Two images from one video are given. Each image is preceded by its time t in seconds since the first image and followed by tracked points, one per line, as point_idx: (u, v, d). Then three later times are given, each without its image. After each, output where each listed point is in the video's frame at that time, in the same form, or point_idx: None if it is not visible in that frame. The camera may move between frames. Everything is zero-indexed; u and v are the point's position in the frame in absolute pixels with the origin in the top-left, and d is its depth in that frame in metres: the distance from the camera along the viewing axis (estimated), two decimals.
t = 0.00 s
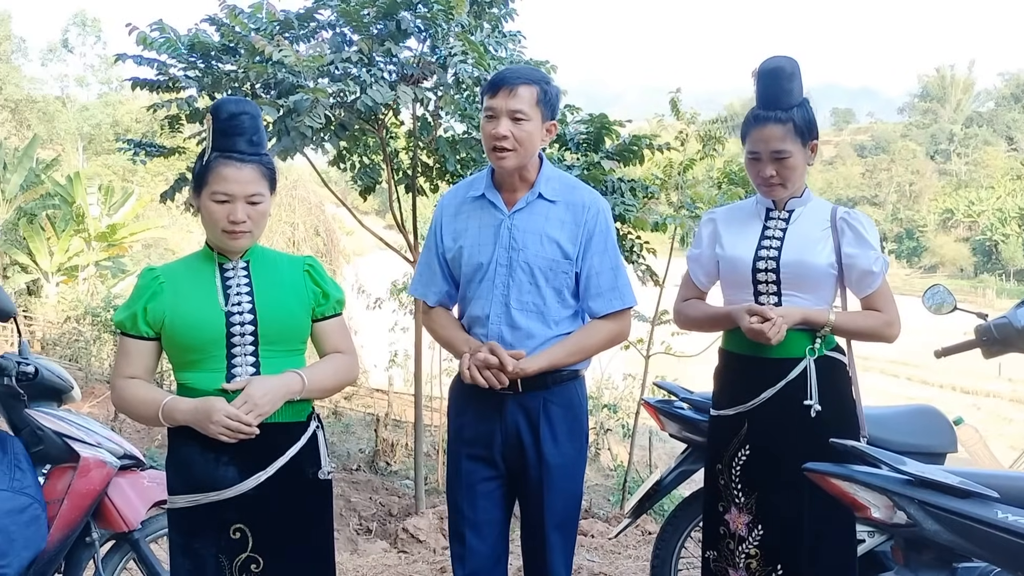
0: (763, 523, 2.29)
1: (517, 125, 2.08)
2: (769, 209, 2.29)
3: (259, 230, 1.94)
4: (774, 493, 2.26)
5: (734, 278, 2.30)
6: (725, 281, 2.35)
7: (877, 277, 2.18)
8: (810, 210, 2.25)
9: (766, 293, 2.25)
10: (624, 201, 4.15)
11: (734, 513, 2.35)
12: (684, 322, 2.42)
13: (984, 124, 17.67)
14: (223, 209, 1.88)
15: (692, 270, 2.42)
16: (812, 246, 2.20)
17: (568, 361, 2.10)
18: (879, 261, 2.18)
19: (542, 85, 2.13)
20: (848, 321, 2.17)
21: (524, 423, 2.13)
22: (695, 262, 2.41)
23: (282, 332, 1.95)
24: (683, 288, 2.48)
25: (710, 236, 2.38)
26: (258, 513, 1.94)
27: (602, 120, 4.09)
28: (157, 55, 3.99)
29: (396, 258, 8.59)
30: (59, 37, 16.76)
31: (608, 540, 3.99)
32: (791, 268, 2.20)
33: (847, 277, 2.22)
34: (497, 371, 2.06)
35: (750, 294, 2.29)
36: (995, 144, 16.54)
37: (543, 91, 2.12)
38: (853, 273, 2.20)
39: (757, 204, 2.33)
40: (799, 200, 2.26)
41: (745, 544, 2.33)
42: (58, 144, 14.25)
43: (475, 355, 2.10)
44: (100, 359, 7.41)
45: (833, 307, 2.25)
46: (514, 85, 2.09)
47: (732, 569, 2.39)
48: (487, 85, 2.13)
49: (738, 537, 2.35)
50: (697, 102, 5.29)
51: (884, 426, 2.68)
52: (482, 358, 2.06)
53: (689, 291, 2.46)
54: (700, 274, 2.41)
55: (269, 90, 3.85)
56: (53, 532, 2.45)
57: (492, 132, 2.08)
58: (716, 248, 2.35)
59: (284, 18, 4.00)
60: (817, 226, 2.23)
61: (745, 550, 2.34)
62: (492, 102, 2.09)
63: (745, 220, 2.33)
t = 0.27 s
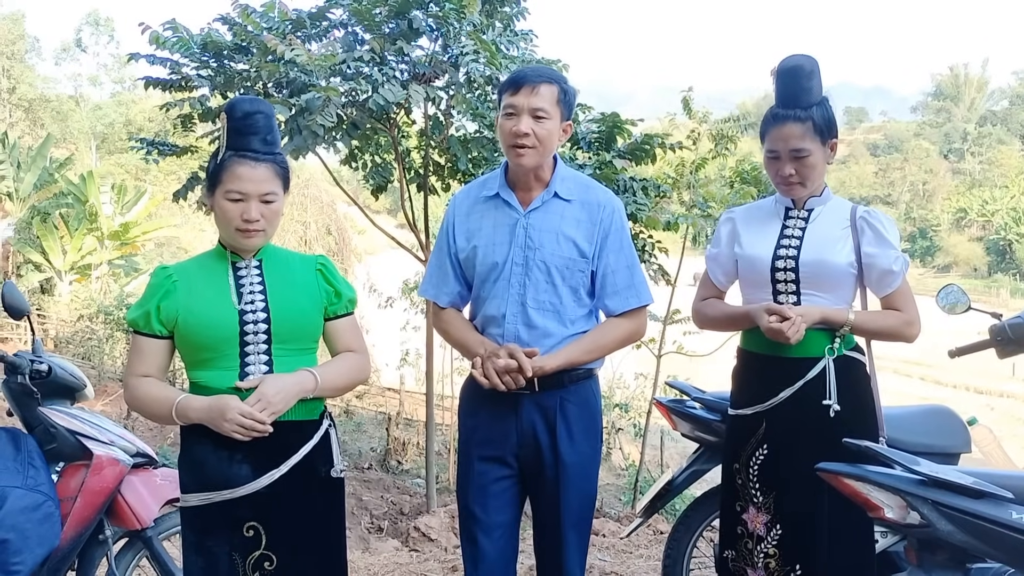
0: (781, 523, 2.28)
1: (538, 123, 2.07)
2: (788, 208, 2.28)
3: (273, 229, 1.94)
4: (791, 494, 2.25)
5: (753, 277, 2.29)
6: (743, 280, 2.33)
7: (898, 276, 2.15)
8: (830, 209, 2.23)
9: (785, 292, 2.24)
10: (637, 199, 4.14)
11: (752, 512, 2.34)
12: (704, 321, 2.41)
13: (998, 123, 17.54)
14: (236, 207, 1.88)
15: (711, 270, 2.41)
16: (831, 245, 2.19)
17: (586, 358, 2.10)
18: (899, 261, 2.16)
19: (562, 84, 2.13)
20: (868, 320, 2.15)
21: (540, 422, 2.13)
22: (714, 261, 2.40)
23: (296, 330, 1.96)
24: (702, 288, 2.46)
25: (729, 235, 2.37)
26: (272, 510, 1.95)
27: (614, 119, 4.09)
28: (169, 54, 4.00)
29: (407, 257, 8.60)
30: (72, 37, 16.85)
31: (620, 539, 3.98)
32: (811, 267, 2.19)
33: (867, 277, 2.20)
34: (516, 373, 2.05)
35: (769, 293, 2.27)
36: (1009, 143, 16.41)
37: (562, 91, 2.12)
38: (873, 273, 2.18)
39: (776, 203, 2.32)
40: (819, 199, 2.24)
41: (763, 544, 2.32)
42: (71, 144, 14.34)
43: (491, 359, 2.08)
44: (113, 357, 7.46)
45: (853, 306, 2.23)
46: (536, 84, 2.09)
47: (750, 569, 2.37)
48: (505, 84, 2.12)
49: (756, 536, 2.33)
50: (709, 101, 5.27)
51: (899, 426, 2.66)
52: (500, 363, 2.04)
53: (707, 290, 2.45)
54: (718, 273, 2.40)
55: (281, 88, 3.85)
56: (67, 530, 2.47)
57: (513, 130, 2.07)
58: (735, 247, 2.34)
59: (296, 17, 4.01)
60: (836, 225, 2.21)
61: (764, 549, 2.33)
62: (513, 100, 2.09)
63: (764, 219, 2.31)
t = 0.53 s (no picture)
0: (784, 521, 2.28)
1: (561, 123, 2.08)
2: (792, 207, 2.28)
3: (273, 227, 1.95)
4: (796, 492, 2.25)
5: (756, 276, 2.29)
6: (746, 279, 2.33)
7: (901, 276, 2.15)
8: (833, 208, 2.23)
9: (788, 291, 2.24)
10: (637, 198, 4.13)
11: (755, 511, 2.33)
12: (706, 319, 2.41)
13: (1000, 121, 17.51)
14: (237, 206, 1.88)
15: (715, 268, 2.41)
16: (834, 244, 2.19)
17: (599, 355, 2.12)
18: (903, 260, 2.15)
19: (571, 83, 2.13)
20: (871, 319, 2.14)
21: (549, 421, 2.13)
22: (717, 260, 2.40)
23: (298, 328, 1.96)
24: (705, 286, 2.46)
25: (733, 233, 2.37)
26: (275, 508, 1.95)
27: (615, 117, 4.08)
28: (171, 52, 4.00)
29: (408, 256, 8.60)
30: (73, 35, 16.85)
31: (621, 538, 3.98)
32: (814, 266, 2.19)
33: (870, 276, 2.20)
34: (535, 366, 2.04)
35: (772, 292, 2.27)
36: (1011, 142, 16.39)
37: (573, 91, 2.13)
38: (876, 272, 2.17)
39: (780, 202, 2.32)
40: (822, 198, 2.24)
41: (766, 542, 2.32)
42: (72, 142, 14.34)
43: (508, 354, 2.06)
44: (114, 355, 7.46)
45: (855, 305, 2.23)
46: (555, 83, 2.08)
47: (753, 567, 2.37)
48: (516, 82, 2.10)
49: (759, 534, 2.33)
50: (710, 100, 5.27)
51: (901, 425, 2.67)
52: (521, 353, 2.03)
53: (711, 289, 2.45)
54: (722, 272, 2.40)
55: (282, 87, 3.85)
56: (68, 528, 2.47)
57: (542, 129, 2.06)
58: (738, 246, 2.34)
59: (297, 16, 4.00)
60: (840, 224, 2.22)
61: (767, 547, 2.33)
62: (539, 98, 2.07)
63: (768, 217, 2.31)
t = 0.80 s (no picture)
0: (784, 521, 2.28)
1: (570, 125, 2.09)
2: (790, 208, 2.28)
3: (272, 228, 1.95)
4: (799, 493, 2.25)
5: (755, 277, 2.29)
6: (745, 280, 2.33)
7: (899, 276, 2.15)
8: (832, 208, 2.24)
9: (787, 291, 2.24)
10: (637, 199, 4.12)
11: (754, 511, 2.34)
12: (705, 320, 2.41)
13: (1000, 122, 17.51)
14: (236, 206, 1.89)
15: (713, 269, 2.41)
16: (833, 245, 2.19)
17: (605, 353, 2.14)
18: (901, 260, 2.16)
19: (575, 86, 2.14)
20: (869, 320, 2.15)
21: (558, 422, 2.13)
22: (716, 261, 2.40)
23: (297, 328, 1.96)
24: (704, 287, 2.46)
25: (732, 234, 2.37)
26: (276, 507, 1.96)
27: (616, 118, 4.09)
28: (171, 53, 4.01)
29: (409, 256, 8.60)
30: (73, 36, 16.85)
31: (621, 538, 3.99)
32: (812, 266, 2.20)
33: (869, 277, 2.20)
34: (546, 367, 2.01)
35: (771, 292, 2.28)
36: (1011, 143, 16.39)
37: (576, 93, 2.15)
38: (875, 272, 2.17)
39: (779, 202, 2.32)
40: (820, 199, 2.25)
41: (766, 542, 2.32)
42: (73, 143, 14.34)
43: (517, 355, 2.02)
44: (114, 356, 7.47)
45: (854, 305, 2.23)
46: (563, 85, 2.09)
47: (753, 567, 2.37)
48: (523, 83, 2.09)
49: (758, 535, 2.33)
50: (710, 100, 5.28)
51: (901, 426, 2.67)
52: (533, 354, 2.00)
53: (710, 290, 2.45)
54: (721, 272, 2.40)
55: (283, 88, 3.85)
56: (68, 528, 2.47)
57: (554, 130, 2.06)
58: (737, 246, 2.34)
59: (298, 16, 4.01)
60: (838, 225, 2.22)
61: (766, 547, 2.33)
62: (550, 100, 2.07)
63: (767, 218, 2.31)
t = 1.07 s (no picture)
0: (775, 520, 2.28)
1: (563, 119, 2.10)
2: (779, 206, 2.27)
3: (264, 225, 1.94)
4: (796, 491, 2.24)
5: (745, 275, 2.29)
6: (735, 278, 2.33)
7: (888, 274, 2.16)
8: (821, 207, 2.24)
9: (777, 290, 2.24)
10: (633, 197, 4.11)
11: (745, 509, 2.33)
12: (696, 318, 2.39)
13: (994, 122, 17.56)
14: (226, 203, 1.87)
15: (704, 267, 2.40)
16: (823, 242, 2.19)
17: (601, 349, 2.15)
18: (890, 258, 2.16)
19: (567, 83, 2.15)
20: (859, 317, 2.15)
21: (559, 421, 2.12)
22: (706, 259, 2.39)
23: (289, 325, 1.95)
24: (694, 285, 2.45)
25: (721, 232, 2.36)
26: (265, 506, 1.94)
27: (611, 117, 4.08)
28: (165, 50, 3.99)
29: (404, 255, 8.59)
30: (67, 34, 16.77)
31: (616, 536, 3.98)
32: (803, 264, 2.19)
33: (858, 274, 2.20)
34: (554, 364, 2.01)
35: (761, 290, 2.27)
36: (1004, 142, 16.43)
37: (567, 90, 2.15)
38: (864, 270, 2.18)
39: (768, 200, 2.31)
40: (810, 196, 2.25)
41: (757, 540, 2.32)
42: (66, 140, 14.28)
43: (523, 355, 2.00)
44: (108, 354, 7.44)
45: (844, 303, 2.24)
46: (557, 81, 2.10)
47: (744, 566, 2.37)
48: (517, 79, 2.09)
49: (750, 533, 2.34)
50: (706, 99, 5.28)
51: (895, 423, 2.67)
52: (542, 355, 1.98)
53: (700, 288, 2.44)
54: (711, 270, 2.39)
55: (277, 85, 3.84)
56: (60, 528, 2.45)
57: (548, 125, 2.06)
58: (727, 244, 2.33)
59: (292, 14, 4.00)
60: (828, 222, 2.22)
61: (758, 545, 2.33)
62: (543, 95, 2.07)
63: (756, 216, 2.31)
